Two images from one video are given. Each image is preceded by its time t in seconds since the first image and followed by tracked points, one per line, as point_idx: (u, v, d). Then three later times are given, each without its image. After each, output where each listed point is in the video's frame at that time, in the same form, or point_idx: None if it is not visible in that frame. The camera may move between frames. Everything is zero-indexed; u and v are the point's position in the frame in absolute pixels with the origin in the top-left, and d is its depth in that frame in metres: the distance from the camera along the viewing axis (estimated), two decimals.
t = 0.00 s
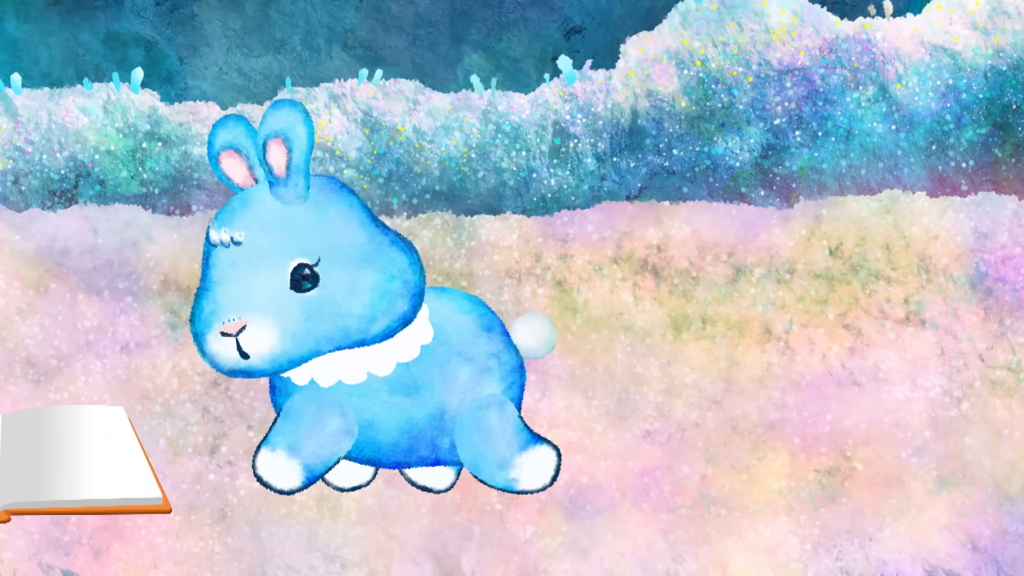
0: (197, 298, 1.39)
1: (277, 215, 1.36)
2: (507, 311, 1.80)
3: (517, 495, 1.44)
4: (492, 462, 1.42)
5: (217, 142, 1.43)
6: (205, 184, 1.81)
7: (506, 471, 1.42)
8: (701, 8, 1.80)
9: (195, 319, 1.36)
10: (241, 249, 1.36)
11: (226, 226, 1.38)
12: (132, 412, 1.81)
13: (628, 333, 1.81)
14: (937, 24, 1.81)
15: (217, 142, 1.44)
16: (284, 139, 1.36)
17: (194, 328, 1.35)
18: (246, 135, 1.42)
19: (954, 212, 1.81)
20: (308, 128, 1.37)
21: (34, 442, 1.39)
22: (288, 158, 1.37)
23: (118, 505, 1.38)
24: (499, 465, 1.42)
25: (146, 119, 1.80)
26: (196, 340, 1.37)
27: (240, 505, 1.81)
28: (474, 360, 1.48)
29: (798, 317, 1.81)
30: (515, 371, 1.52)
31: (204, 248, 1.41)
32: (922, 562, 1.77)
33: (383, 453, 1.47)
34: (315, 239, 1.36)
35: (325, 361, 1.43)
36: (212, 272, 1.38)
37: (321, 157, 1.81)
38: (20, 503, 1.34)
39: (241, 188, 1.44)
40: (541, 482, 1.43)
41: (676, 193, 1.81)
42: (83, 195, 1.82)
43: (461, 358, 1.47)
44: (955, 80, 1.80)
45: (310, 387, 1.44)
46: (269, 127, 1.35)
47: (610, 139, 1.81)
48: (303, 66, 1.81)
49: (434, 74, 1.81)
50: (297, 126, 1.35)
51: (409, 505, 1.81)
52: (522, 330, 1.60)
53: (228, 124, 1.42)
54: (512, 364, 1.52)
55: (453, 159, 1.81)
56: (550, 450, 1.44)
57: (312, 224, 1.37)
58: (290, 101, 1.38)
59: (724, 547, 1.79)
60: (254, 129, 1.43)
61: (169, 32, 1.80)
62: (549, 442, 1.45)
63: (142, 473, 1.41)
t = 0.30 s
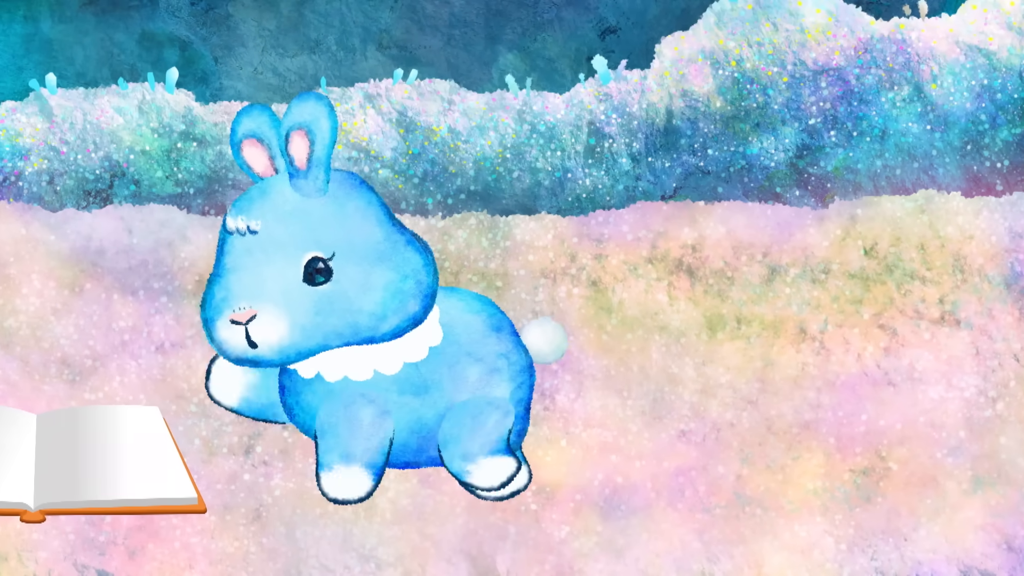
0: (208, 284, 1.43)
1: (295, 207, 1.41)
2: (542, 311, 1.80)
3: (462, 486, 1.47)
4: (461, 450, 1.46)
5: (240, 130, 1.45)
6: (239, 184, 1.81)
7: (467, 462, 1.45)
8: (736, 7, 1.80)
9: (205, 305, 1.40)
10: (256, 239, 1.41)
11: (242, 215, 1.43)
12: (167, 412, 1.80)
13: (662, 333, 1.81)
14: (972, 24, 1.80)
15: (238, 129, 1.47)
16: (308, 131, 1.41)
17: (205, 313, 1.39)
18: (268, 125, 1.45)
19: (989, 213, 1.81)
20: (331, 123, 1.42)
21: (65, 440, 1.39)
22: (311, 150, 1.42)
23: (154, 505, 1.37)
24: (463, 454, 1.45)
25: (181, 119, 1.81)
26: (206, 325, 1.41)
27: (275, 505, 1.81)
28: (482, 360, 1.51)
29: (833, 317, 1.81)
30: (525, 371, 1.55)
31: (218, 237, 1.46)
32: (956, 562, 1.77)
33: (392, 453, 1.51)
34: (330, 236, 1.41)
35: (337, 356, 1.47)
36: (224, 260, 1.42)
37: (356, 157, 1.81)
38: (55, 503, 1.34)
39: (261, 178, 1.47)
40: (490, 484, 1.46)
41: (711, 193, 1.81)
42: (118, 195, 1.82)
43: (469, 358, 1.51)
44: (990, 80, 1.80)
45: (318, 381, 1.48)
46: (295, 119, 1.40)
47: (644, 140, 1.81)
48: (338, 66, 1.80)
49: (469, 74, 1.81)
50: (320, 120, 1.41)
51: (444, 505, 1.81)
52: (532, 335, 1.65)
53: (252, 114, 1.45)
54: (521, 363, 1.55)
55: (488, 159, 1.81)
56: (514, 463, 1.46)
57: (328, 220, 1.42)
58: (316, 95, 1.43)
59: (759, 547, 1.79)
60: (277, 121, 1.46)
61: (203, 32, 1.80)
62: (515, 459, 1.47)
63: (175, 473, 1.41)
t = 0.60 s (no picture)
0: (222, 289, 1.44)
1: (305, 210, 1.42)
2: (595, 311, 1.81)
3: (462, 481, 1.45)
4: (472, 445, 1.44)
5: (247, 135, 1.47)
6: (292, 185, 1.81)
7: (475, 460, 1.43)
8: (789, 8, 1.80)
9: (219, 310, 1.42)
10: (267, 243, 1.41)
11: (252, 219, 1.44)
12: (220, 411, 1.80)
13: (716, 333, 1.81)
14: None
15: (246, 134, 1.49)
16: (314, 134, 1.42)
17: (218, 319, 1.41)
18: (275, 129, 1.47)
19: None
20: (338, 125, 1.43)
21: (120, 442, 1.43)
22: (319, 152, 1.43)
23: (208, 505, 1.40)
24: (474, 450, 1.44)
25: (234, 119, 1.80)
26: (219, 331, 1.42)
27: (328, 505, 1.81)
28: (498, 360, 1.50)
29: (885, 317, 1.81)
30: (540, 371, 1.55)
31: (231, 242, 1.47)
32: (1009, 562, 1.77)
33: (407, 453, 1.52)
34: (341, 237, 1.42)
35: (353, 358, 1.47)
36: (236, 264, 1.43)
37: (409, 157, 1.81)
38: (110, 503, 1.36)
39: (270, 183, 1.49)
40: (491, 492, 1.43)
41: (764, 193, 1.81)
42: (171, 195, 1.81)
43: (485, 357, 1.50)
44: None
45: (337, 379, 1.48)
46: (301, 122, 1.40)
47: (697, 140, 1.81)
48: (391, 66, 1.81)
49: (522, 74, 1.81)
50: (327, 122, 1.41)
51: (497, 505, 1.81)
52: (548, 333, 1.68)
53: (259, 118, 1.46)
54: (537, 363, 1.54)
55: (541, 159, 1.81)
56: (518, 477, 1.44)
57: (340, 221, 1.42)
58: (322, 97, 1.43)
59: (812, 547, 1.79)
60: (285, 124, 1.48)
61: (256, 32, 1.80)
62: (520, 473, 1.44)
63: (227, 475, 1.45)
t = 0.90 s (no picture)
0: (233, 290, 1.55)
1: (315, 213, 1.53)
2: (630, 311, 1.81)
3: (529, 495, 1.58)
4: (515, 462, 1.54)
5: (258, 136, 1.59)
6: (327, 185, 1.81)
7: (528, 472, 1.55)
8: (824, 8, 1.80)
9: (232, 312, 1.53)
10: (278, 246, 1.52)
11: (263, 224, 1.55)
12: (256, 411, 1.80)
13: (751, 333, 1.81)
14: None
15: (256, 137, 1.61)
16: (325, 135, 1.54)
17: (230, 322, 1.51)
18: (285, 131, 1.58)
19: None
20: (347, 128, 1.56)
21: (156, 440, 1.44)
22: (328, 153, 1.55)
23: (243, 505, 1.44)
24: (522, 465, 1.54)
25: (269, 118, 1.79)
26: (230, 332, 1.53)
27: (363, 505, 1.80)
28: (507, 360, 1.59)
29: (921, 317, 1.81)
30: (548, 371, 1.63)
31: (241, 245, 1.58)
32: None
33: (417, 452, 1.59)
34: (351, 240, 1.53)
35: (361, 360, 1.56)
36: (248, 267, 1.54)
37: (444, 157, 1.81)
38: (145, 503, 1.38)
39: (279, 184, 1.60)
40: (559, 488, 1.58)
41: (799, 192, 1.81)
42: (206, 195, 1.81)
43: (495, 358, 1.59)
44: None
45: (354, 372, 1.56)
46: (312, 122, 1.54)
47: (733, 139, 1.81)
48: (427, 66, 1.81)
49: (557, 74, 1.81)
50: (337, 124, 1.54)
51: (532, 505, 1.81)
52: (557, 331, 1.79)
53: (269, 120, 1.59)
54: (545, 364, 1.63)
55: (576, 159, 1.81)
56: (572, 460, 1.59)
57: (350, 224, 1.54)
58: (332, 100, 1.57)
59: (847, 547, 1.79)
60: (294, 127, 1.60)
61: (292, 32, 1.81)
62: (573, 456, 1.60)
63: (263, 474, 1.48)
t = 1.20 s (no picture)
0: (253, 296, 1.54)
1: (333, 216, 1.51)
2: (665, 311, 1.81)
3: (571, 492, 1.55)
4: (550, 461, 1.53)
5: (274, 143, 1.57)
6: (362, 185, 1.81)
7: (566, 470, 1.53)
8: (859, 8, 1.80)
9: (252, 318, 1.51)
10: (297, 251, 1.51)
11: (282, 228, 1.53)
12: (291, 412, 1.80)
13: (786, 333, 1.81)
14: None
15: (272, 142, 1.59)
16: (341, 139, 1.51)
17: (251, 328, 1.50)
18: (301, 135, 1.56)
19: None
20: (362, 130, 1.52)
21: (190, 442, 1.46)
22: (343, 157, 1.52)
23: (276, 505, 1.44)
24: (557, 463, 1.53)
25: (304, 118, 1.79)
26: (252, 338, 1.52)
27: (398, 505, 1.80)
28: (529, 360, 1.59)
29: (956, 317, 1.81)
30: (570, 371, 1.63)
31: (261, 251, 1.57)
32: None
33: (439, 452, 1.58)
34: (370, 242, 1.51)
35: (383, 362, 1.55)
36: (268, 272, 1.53)
37: (479, 157, 1.81)
38: (180, 503, 1.40)
39: (296, 188, 1.58)
40: (599, 480, 1.55)
41: (834, 193, 1.81)
42: (241, 195, 1.81)
43: (517, 358, 1.58)
44: None
45: (366, 387, 1.56)
46: (326, 127, 1.51)
47: (768, 139, 1.81)
48: (462, 66, 1.81)
49: (592, 74, 1.81)
50: (352, 126, 1.51)
51: (567, 505, 1.81)
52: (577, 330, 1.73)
53: (283, 126, 1.56)
54: (567, 364, 1.62)
55: (612, 159, 1.81)
56: (606, 451, 1.55)
57: (368, 225, 1.52)
58: (346, 103, 1.53)
59: (882, 547, 1.79)
60: (309, 130, 1.57)
61: (327, 32, 1.80)
62: (607, 444, 1.57)
63: (295, 475, 1.49)
